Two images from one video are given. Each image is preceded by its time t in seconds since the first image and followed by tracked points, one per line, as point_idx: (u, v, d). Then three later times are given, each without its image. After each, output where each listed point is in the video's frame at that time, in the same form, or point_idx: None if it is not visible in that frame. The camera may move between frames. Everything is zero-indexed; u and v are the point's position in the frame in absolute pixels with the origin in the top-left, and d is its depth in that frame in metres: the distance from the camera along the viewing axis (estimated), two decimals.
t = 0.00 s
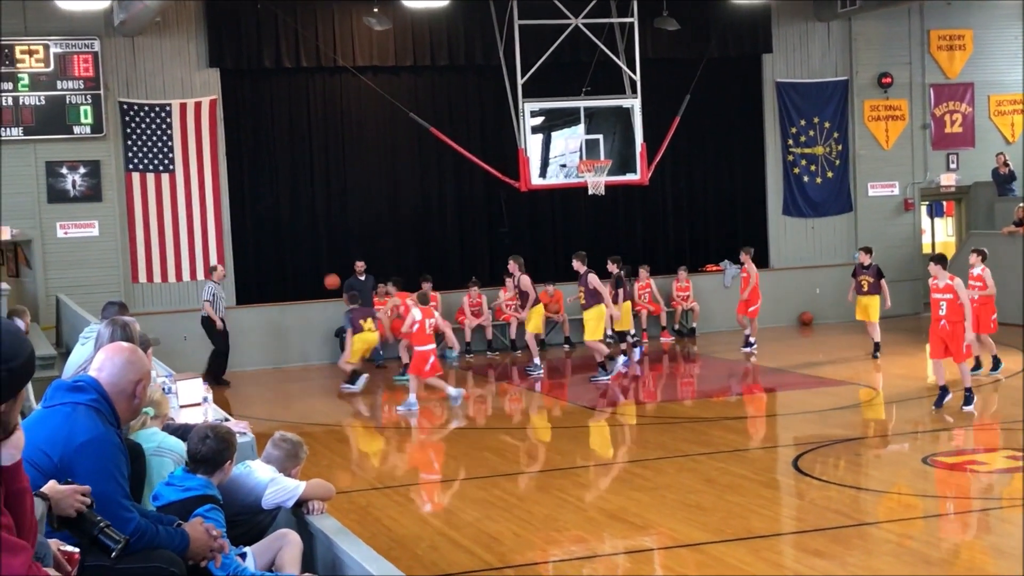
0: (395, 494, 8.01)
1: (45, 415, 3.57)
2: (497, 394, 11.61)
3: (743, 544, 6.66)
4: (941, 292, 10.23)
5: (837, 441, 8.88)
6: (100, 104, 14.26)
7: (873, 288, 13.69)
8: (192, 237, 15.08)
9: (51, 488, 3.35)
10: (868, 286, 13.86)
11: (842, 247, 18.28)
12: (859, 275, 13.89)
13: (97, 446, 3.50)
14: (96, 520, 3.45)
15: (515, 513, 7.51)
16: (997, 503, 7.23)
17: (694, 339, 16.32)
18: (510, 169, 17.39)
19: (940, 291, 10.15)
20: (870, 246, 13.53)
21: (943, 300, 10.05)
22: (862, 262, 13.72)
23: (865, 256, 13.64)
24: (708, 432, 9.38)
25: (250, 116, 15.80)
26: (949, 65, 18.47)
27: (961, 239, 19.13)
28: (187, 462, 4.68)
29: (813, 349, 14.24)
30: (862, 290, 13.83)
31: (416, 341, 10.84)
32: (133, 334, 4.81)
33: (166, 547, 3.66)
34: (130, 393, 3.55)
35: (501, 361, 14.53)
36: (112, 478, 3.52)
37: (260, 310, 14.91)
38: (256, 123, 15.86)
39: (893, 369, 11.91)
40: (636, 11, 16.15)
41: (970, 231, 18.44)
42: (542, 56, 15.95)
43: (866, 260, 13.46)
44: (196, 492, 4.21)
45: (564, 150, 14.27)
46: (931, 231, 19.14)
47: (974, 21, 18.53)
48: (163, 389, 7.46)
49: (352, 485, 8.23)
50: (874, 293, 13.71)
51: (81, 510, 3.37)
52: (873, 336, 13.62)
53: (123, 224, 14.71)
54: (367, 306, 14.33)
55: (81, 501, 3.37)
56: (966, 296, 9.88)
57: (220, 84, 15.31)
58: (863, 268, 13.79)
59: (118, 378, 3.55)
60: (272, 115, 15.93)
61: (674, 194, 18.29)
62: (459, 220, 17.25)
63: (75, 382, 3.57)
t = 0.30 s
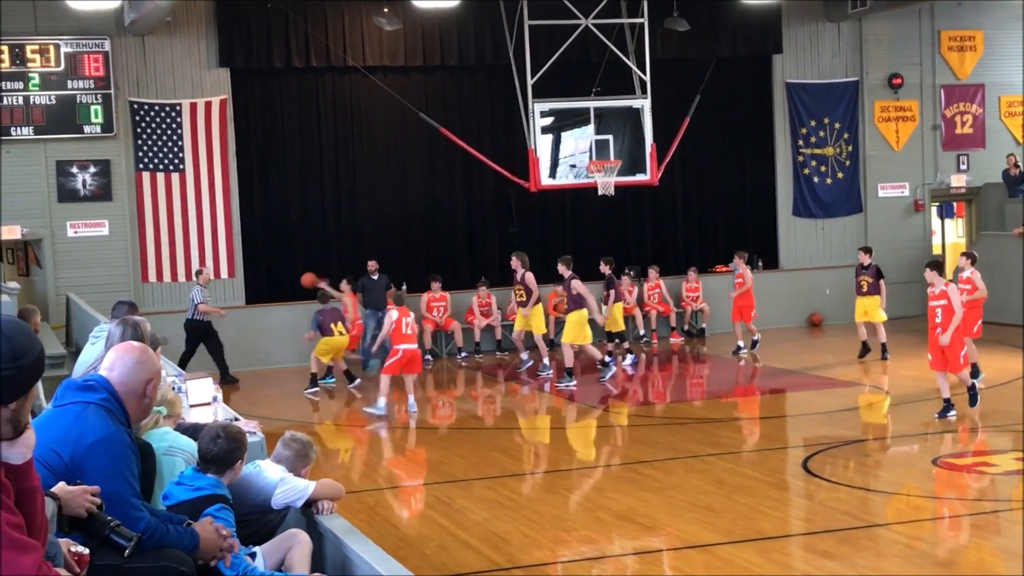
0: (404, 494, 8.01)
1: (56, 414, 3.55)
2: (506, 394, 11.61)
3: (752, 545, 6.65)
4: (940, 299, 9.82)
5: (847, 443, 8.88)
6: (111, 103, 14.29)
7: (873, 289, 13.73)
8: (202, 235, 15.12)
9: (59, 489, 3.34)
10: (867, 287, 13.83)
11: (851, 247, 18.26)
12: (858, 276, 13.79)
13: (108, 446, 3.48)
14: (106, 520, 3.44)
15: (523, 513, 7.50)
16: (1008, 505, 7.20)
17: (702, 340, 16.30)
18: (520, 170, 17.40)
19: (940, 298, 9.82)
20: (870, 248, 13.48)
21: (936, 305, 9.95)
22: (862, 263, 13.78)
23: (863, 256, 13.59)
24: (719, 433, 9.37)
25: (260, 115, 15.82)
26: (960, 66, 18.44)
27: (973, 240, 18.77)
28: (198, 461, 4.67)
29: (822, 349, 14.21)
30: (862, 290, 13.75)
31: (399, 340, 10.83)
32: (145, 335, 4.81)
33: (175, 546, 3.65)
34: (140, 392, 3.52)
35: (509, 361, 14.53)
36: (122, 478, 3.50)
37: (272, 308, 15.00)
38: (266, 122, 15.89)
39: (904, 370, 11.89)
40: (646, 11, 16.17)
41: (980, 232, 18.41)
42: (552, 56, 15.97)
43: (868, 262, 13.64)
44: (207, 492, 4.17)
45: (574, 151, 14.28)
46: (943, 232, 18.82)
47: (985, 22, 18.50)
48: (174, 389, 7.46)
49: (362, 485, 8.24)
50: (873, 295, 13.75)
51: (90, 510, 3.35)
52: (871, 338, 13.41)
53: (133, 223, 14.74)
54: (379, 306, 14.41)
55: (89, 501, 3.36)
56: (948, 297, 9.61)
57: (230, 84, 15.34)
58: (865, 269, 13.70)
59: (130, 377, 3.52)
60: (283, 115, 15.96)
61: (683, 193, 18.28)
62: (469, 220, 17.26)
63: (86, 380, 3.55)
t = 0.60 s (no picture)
0: (410, 495, 8.01)
1: (61, 416, 3.55)
2: (511, 395, 11.62)
3: (757, 547, 6.64)
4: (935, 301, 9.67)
5: (854, 445, 8.88)
6: (117, 104, 14.31)
7: (860, 293, 13.50)
8: (209, 235, 15.13)
9: (66, 487, 3.27)
10: (854, 291, 13.56)
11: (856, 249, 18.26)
12: (845, 281, 13.55)
13: (114, 446, 3.48)
14: (111, 521, 3.40)
15: (529, 514, 7.50)
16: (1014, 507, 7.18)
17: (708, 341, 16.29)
18: (525, 171, 17.40)
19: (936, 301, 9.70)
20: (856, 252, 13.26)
21: (929, 309, 9.71)
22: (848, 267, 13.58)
23: (850, 261, 13.31)
24: (725, 434, 9.37)
25: (267, 116, 15.84)
26: (967, 68, 18.43)
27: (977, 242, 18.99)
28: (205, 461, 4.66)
29: (828, 351, 14.20)
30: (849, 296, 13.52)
31: (365, 344, 10.45)
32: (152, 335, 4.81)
33: (181, 547, 3.63)
34: (147, 393, 3.53)
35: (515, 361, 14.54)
36: (129, 479, 3.49)
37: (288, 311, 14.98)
38: (272, 123, 15.91)
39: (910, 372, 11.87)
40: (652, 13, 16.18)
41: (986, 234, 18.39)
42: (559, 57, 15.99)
43: (854, 266, 13.39)
44: (212, 493, 4.16)
45: (580, 152, 14.32)
46: (948, 234, 18.81)
47: (992, 24, 18.51)
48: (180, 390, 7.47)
49: (367, 485, 8.24)
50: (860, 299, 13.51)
51: (95, 511, 3.31)
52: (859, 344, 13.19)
53: (139, 224, 14.75)
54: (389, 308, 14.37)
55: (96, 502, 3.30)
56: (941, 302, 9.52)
57: (236, 85, 15.35)
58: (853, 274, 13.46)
59: (136, 378, 3.52)
60: (290, 115, 15.97)
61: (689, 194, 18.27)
62: (475, 222, 17.28)
63: (92, 381, 3.55)
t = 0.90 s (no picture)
0: (412, 494, 8.02)
1: (65, 414, 3.56)
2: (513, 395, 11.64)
3: (760, 547, 6.65)
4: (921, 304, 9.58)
5: (855, 444, 8.88)
6: (120, 103, 14.32)
7: (843, 295, 13.32)
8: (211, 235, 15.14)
9: (69, 485, 3.23)
10: (838, 293, 13.37)
11: (860, 249, 18.27)
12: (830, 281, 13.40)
13: (117, 444, 3.48)
14: (112, 520, 3.35)
15: (532, 514, 7.50)
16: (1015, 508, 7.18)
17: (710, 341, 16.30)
18: (528, 170, 17.40)
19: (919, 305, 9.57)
20: (839, 252, 13.05)
21: (918, 313, 9.46)
22: (832, 268, 13.43)
23: (833, 261, 13.16)
24: (726, 434, 9.38)
25: (269, 116, 15.84)
26: (970, 68, 18.40)
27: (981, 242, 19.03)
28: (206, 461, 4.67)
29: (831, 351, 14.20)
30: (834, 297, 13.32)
31: (339, 354, 10.29)
32: (155, 336, 4.83)
33: (184, 546, 3.64)
34: (150, 392, 3.53)
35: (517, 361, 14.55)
36: (131, 478, 3.49)
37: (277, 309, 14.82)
38: (274, 122, 15.92)
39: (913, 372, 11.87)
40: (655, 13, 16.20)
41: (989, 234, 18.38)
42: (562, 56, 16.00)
43: (837, 266, 13.21)
44: (215, 492, 4.17)
45: (583, 152, 14.33)
46: (951, 235, 18.96)
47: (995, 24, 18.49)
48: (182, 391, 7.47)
49: (370, 485, 8.25)
50: (844, 301, 13.28)
51: (98, 511, 3.27)
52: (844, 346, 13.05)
53: (142, 223, 14.76)
54: (393, 306, 14.48)
55: (99, 501, 3.28)
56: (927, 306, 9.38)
57: (239, 85, 15.36)
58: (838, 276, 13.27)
59: (139, 377, 3.52)
60: (292, 115, 15.98)
61: (692, 194, 18.27)
62: (477, 220, 17.28)
63: (95, 380, 3.56)
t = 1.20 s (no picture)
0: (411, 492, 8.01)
1: (63, 412, 3.56)
2: (511, 393, 11.63)
3: (758, 545, 6.64)
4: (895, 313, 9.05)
5: (853, 443, 8.88)
6: (119, 101, 14.32)
7: (823, 295, 13.32)
8: (210, 233, 15.14)
9: (66, 481, 3.22)
10: (817, 293, 13.42)
11: (859, 247, 18.29)
12: (809, 282, 13.42)
13: (116, 441, 3.48)
14: (113, 514, 3.31)
15: (531, 512, 7.50)
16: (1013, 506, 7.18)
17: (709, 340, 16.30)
18: (527, 169, 17.41)
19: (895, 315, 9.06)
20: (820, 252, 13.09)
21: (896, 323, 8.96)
22: (814, 268, 13.44)
23: (814, 261, 13.17)
24: (724, 432, 9.38)
25: (268, 113, 15.84)
26: (968, 66, 18.42)
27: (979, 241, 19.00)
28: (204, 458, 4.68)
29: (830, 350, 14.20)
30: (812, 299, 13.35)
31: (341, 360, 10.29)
32: (153, 333, 4.81)
33: (182, 544, 3.62)
34: (148, 390, 3.53)
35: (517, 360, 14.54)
36: (130, 475, 3.48)
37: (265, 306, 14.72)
38: (273, 120, 15.94)
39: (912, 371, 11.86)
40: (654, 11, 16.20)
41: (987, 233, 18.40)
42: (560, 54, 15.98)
43: (819, 267, 13.25)
44: (214, 490, 4.17)
45: (581, 150, 14.34)
46: (949, 233, 19.21)
47: (993, 23, 18.49)
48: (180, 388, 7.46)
49: (368, 483, 8.24)
50: (824, 301, 13.32)
51: (97, 506, 3.25)
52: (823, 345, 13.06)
53: (140, 221, 14.76)
54: (390, 304, 14.47)
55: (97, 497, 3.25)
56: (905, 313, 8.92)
57: (238, 83, 15.37)
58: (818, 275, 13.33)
59: (137, 374, 3.52)
60: (290, 114, 15.99)
61: (691, 193, 18.26)
62: (476, 218, 17.27)
63: (93, 378, 3.55)
